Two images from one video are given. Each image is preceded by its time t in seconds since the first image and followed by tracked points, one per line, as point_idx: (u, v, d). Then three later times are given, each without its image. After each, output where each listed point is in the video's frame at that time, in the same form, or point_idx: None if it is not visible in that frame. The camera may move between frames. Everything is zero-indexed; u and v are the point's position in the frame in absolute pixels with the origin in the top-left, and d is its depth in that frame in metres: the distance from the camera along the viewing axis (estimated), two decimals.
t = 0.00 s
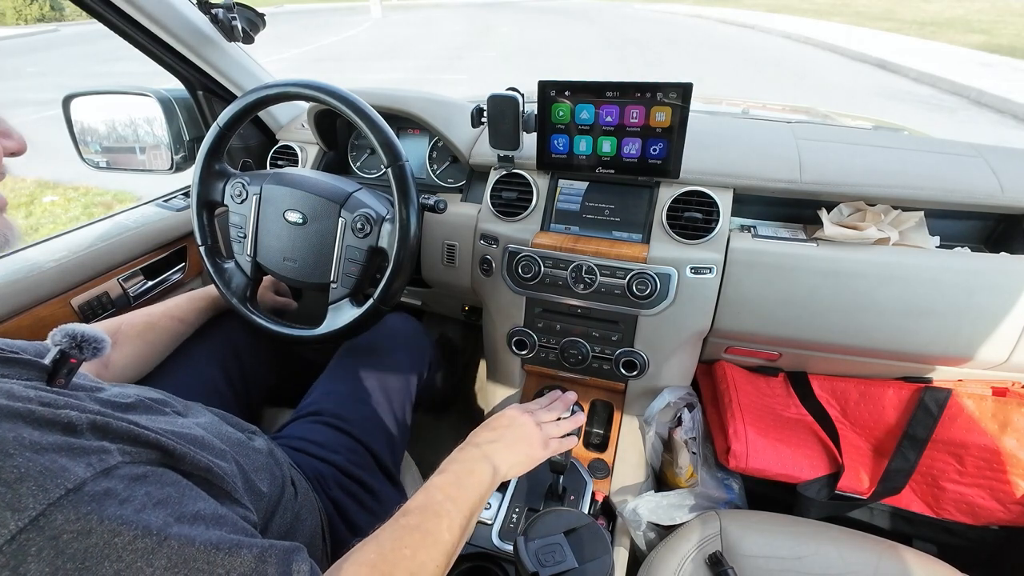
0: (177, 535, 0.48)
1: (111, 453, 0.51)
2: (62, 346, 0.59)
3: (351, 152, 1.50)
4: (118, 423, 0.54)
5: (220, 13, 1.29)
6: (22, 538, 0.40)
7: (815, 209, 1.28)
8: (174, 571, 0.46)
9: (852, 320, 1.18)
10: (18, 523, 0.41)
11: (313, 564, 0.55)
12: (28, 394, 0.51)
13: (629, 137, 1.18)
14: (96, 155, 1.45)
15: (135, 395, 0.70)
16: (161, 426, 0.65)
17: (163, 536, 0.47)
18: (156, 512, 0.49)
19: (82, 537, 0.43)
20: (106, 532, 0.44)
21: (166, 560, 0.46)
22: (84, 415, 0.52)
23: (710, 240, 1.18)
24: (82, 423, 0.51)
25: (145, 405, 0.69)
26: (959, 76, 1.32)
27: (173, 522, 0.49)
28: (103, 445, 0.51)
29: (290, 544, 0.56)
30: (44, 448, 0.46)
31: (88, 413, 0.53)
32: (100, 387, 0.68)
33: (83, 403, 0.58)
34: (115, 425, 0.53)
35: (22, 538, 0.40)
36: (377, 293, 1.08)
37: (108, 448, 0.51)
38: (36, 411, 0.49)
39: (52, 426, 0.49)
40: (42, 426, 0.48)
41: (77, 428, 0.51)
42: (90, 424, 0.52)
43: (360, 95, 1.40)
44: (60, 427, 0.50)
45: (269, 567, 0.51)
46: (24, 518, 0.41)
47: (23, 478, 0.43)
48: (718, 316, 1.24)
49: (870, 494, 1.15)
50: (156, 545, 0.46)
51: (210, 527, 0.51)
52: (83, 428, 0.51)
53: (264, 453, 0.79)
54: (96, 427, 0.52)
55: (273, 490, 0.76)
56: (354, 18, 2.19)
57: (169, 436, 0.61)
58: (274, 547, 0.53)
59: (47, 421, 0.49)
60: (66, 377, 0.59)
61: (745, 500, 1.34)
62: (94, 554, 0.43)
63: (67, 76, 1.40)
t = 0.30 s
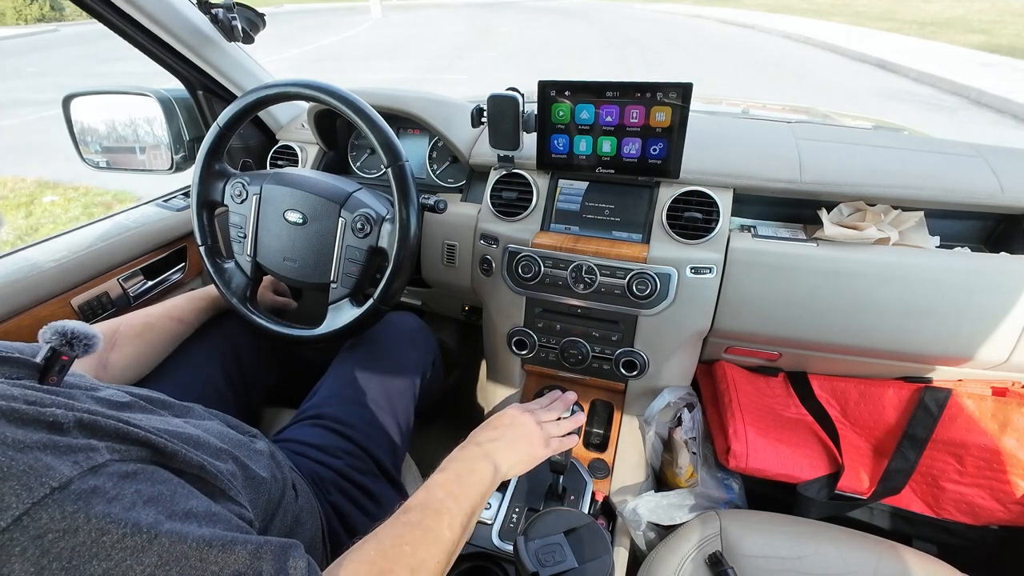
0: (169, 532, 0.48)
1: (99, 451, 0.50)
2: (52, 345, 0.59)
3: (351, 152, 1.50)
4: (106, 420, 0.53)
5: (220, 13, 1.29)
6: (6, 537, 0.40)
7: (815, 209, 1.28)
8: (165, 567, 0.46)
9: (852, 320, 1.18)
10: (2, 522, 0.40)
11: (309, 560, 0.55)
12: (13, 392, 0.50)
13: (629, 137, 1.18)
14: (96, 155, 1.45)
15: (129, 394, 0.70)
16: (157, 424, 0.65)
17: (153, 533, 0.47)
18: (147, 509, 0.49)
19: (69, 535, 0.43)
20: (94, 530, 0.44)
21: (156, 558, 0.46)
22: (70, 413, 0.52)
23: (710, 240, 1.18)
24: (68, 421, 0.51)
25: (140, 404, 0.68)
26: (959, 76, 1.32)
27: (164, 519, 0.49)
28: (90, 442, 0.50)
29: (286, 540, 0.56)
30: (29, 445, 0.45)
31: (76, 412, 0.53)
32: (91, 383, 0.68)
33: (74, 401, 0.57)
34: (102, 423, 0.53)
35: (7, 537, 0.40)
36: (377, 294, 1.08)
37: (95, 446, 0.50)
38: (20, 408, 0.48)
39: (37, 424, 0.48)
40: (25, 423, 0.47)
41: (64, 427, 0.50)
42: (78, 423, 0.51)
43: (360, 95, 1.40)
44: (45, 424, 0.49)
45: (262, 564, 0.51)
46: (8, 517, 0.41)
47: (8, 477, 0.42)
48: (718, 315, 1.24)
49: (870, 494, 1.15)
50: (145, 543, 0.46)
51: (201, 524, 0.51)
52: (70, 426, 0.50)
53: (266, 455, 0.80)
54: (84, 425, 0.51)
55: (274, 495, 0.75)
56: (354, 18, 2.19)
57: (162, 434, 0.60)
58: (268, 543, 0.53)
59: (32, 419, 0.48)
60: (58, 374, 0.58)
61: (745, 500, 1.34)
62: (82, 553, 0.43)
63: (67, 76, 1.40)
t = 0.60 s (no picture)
0: (170, 536, 0.48)
1: (101, 454, 0.50)
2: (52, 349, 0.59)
3: (351, 152, 1.50)
4: (108, 424, 0.53)
5: (220, 13, 1.29)
6: (9, 540, 0.40)
7: (815, 209, 1.28)
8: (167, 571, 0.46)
9: (852, 321, 1.18)
10: (5, 525, 0.40)
11: (309, 564, 0.55)
12: (16, 395, 0.50)
13: (629, 136, 1.18)
14: (96, 155, 1.45)
15: (126, 398, 0.70)
16: (154, 429, 0.65)
17: (155, 537, 0.47)
18: (149, 513, 0.49)
19: (72, 539, 0.43)
20: (97, 533, 0.44)
21: (158, 561, 0.46)
22: (73, 416, 0.52)
23: (710, 240, 1.18)
24: (72, 424, 0.50)
25: (138, 409, 0.68)
26: (959, 76, 1.32)
27: (166, 523, 0.49)
28: (93, 446, 0.51)
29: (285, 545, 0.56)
30: (32, 448, 0.45)
31: (79, 415, 0.53)
32: (91, 389, 0.68)
33: (75, 405, 0.57)
34: (104, 426, 0.53)
35: (10, 541, 0.40)
36: (377, 293, 1.08)
37: (98, 450, 0.50)
38: (23, 411, 0.48)
39: (40, 427, 0.48)
40: (29, 426, 0.47)
41: (67, 429, 0.50)
42: (80, 426, 0.51)
43: (360, 95, 1.40)
44: (48, 427, 0.49)
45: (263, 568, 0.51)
46: (12, 520, 0.41)
47: (11, 479, 0.42)
48: (718, 315, 1.24)
49: (870, 494, 1.15)
50: (147, 547, 0.46)
51: (201, 529, 0.51)
52: (73, 429, 0.50)
53: (263, 459, 0.79)
54: (86, 429, 0.51)
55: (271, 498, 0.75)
56: (354, 18, 2.19)
57: (161, 439, 0.61)
58: (269, 547, 0.53)
59: (35, 421, 0.48)
60: (57, 379, 0.58)
61: (745, 500, 1.34)
62: (85, 557, 0.43)
63: (67, 76, 1.40)
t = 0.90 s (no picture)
0: (163, 547, 0.47)
1: (105, 456, 0.50)
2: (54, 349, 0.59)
3: (351, 152, 1.50)
4: (113, 425, 0.54)
5: (220, 13, 1.29)
6: (8, 541, 0.40)
7: (815, 209, 1.28)
8: None
9: (852, 321, 1.18)
10: (5, 525, 0.40)
11: None
12: (24, 393, 0.50)
13: (629, 136, 1.18)
14: (96, 155, 1.45)
15: (126, 400, 0.71)
16: (156, 432, 0.65)
17: (149, 547, 0.46)
18: (148, 518, 0.48)
19: (68, 543, 0.43)
20: (92, 540, 0.44)
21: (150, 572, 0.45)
22: (80, 416, 0.52)
23: (710, 240, 1.18)
24: (79, 423, 0.51)
25: (138, 412, 0.69)
26: (959, 76, 1.32)
27: (162, 531, 0.49)
28: (97, 447, 0.51)
29: (278, 561, 0.55)
30: (37, 448, 0.46)
31: (87, 416, 0.53)
32: (90, 391, 0.68)
33: (79, 405, 0.57)
34: (110, 427, 0.53)
35: (8, 541, 0.40)
36: (377, 294, 1.08)
37: (102, 451, 0.51)
38: (32, 409, 0.48)
39: (48, 424, 0.49)
40: (37, 424, 0.48)
41: (72, 428, 0.50)
42: (87, 426, 0.51)
43: (360, 95, 1.40)
44: (55, 426, 0.49)
45: None
46: (12, 520, 0.41)
47: (14, 479, 0.43)
48: (718, 315, 1.24)
49: (870, 494, 1.15)
50: (140, 556, 0.45)
51: (199, 537, 0.51)
52: (79, 429, 0.51)
53: (258, 463, 0.79)
54: (92, 428, 0.52)
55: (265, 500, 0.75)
56: (354, 18, 2.19)
57: (163, 443, 0.61)
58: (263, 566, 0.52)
59: (43, 419, 0.49)
60: (57, 379, 0.58)
61: (745, 500, 1.34)
62: (79, 562, 0.43)
63: (67, 76, 1.40)
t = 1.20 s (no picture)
0: (154, 531, 0.48)
1: (92, 442, 0.50)
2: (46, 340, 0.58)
3: (351, 152, 1.50)
4: (100, 411, 0.53)
5: (220, 13, 1.29)
6: None
7: (815, 209, 1.28)
8: (148, 566, 0.46)
9: (852, 321, 1.18)
10: None
11: None
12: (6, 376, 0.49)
13: (628, 137, 1.18)
14: (96, 155, 1.45)
15: (125, 393, 0.71)
16: (151, 422, 0.64)
17: (139, 530, 0.47)
18: (138, 503, 0.49)
19: (54, 527, 0.43)
20: (78, 523, 0.44)
21: (140, 557, 0.46)
22: (65, 401, 0.51)
23: (710, 240, 1.18)
24: (63, 409, 0.50)
25: (136, 403, 0.68)
26: (959, 76, 1.32)
27: (153, 515, 0.49)
28: (83, 433, 0.50)
29: (273, 551, 0.58)
30: (22, 428, 0.45)
31: (73, 402, 0.52)
32: (87, 382, 0.67)
33: (72, 395, 0.57)
34: (95, 413, 0.52)
35: None
36: (377, 294, 1.08)
37: (88, 437, 0.50)
38: (14, 391, 0.47)
39: (31, 409, 0.48)
40: (20, 407, 0.47)
41: (56, 414, 0.49)
42: (71, 412, 0.51)
43: (360, 95, 1.40)
44: (38, 410, 0.48)
45: None
46: None
47: None
48: (718, 315, 1.24)
49: (870, 494, 1.15)
50: (128, 540, 0.46)
51: (188, 524, 0.52)
52: (63, 414, 0.50)
53: (265, 457, 0.80)
54: (77, 415, 0.51)
55: (273, 498, 0.76)
56: (354, 18, 2.19)
57: (156, 431, 0.60)
58: (252, 560, 0.54)
59: (27, 403, 0.48)
60: (51, 371, 0.57)
61: (745, 500, 1.33)
62: (68, 545, 0.43)
63: (67, 76, 1.40)
